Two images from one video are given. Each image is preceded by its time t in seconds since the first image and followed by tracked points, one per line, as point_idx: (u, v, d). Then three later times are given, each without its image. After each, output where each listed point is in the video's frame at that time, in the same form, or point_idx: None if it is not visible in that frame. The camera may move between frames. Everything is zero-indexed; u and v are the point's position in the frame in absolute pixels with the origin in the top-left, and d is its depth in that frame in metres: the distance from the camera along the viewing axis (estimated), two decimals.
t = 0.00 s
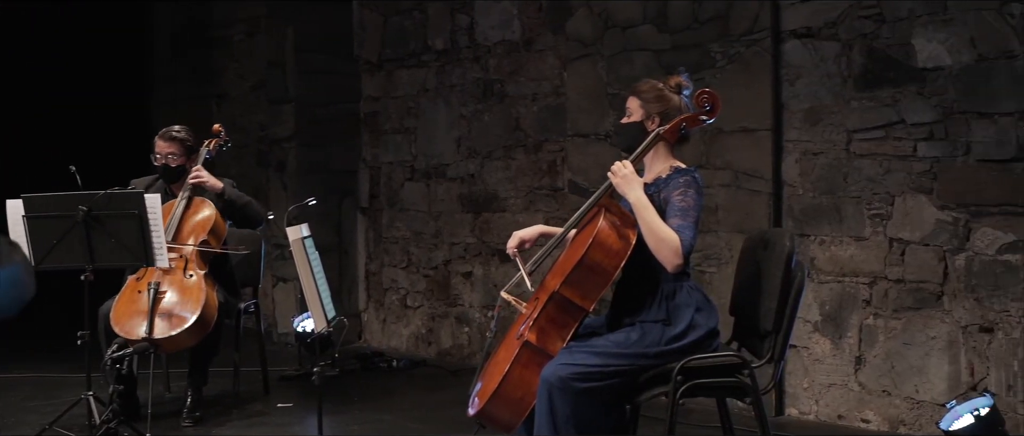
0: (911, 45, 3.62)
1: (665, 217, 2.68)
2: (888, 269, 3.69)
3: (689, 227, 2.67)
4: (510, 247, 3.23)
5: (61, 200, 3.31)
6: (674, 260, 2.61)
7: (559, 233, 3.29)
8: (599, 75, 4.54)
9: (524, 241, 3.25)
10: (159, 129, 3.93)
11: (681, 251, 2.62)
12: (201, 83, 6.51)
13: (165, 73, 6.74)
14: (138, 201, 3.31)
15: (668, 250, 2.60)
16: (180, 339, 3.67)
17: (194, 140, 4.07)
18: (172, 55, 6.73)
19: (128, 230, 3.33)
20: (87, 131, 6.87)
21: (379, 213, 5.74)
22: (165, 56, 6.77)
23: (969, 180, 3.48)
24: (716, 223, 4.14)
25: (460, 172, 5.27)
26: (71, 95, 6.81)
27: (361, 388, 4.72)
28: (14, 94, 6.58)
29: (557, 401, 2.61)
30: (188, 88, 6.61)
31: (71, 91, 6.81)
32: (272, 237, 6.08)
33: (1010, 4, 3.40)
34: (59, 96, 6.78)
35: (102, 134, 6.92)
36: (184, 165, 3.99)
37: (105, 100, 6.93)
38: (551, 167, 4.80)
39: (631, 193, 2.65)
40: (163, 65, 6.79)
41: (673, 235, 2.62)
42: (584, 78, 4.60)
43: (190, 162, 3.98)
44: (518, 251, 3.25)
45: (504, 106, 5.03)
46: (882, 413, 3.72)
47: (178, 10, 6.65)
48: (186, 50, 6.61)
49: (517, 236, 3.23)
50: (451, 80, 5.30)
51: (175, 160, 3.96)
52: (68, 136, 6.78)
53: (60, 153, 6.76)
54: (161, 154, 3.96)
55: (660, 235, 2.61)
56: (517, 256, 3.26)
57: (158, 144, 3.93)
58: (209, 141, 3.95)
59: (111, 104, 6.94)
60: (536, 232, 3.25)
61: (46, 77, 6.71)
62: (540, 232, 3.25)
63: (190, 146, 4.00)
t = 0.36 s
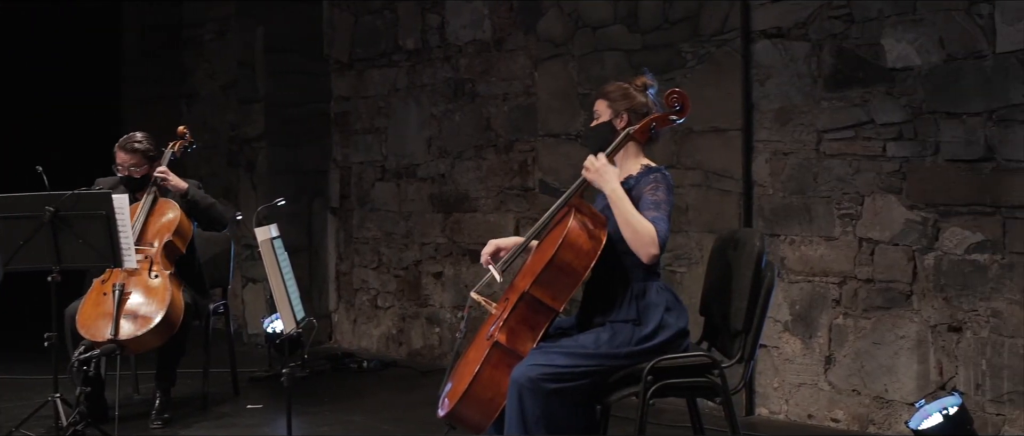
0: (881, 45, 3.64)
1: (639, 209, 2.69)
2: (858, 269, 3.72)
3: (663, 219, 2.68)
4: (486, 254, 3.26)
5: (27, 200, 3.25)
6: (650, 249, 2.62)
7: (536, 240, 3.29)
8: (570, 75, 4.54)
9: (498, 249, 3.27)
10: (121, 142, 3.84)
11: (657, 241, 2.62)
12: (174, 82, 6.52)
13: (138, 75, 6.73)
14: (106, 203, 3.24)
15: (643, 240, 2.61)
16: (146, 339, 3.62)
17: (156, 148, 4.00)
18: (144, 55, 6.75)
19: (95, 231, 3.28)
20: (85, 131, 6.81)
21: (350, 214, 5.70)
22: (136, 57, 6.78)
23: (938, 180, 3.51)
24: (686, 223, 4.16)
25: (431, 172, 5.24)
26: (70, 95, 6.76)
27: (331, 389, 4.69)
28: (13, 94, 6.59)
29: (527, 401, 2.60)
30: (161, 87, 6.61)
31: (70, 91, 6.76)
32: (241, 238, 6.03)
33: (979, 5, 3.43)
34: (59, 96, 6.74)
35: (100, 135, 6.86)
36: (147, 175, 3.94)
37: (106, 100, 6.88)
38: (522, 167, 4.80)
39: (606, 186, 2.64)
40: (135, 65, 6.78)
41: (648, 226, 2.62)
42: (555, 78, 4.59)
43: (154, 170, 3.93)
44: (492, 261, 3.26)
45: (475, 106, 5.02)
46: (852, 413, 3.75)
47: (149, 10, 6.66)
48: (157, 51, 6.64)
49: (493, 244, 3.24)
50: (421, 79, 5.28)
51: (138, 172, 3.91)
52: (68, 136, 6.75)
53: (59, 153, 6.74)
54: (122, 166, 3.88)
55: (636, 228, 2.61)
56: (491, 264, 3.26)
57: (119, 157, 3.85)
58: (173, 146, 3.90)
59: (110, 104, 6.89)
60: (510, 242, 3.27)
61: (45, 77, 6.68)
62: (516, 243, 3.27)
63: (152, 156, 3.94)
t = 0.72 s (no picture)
0: (850, 46, 3.68)
1: (608, 208, 2.69)
2: (827, 268, 3.75)
3: (632, 218, 2.68)
4: (451, 247, 3.22)
5: None
6: (617, 249, 2.62)
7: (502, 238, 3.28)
8: (540, 75, 4.54)
9: (464, 243, 3.24)
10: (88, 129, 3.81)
11: (625, 240, 2.62)
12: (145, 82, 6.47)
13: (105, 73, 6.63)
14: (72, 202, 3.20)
15: (610, 240, 2.61)
16: (113, 341, 3.57)
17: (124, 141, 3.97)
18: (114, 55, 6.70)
19: (62, 231, 3.23)
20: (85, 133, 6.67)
21: (320, 215, 5.66)
22: (107, 56, 6.72)
23: (907, 180, 3.54)
24: (656, 223, 4.17)
25: (401, 172, 5.22)
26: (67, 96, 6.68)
27: (301, 390, 4.65)
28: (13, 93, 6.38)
29: (496, 402, 2.59)
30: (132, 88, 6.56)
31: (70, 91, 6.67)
32: (210, 238, 5.97)
33: (947, 5, 3.47)
34: (58, 96, 6.63)
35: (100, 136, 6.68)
36: (113, 165, 3.86)
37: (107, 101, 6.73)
38: (492, 168, 4.79)
39: (579, 183, 2.65)
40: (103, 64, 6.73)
41: (616, 225, 2.62)
42: (526, 78, 4.59)
43: (121, 161, 3.87)
44: (457, 253, 3.24)
45: (445, 106, 5.00)
46: (821, 413, 3.78)
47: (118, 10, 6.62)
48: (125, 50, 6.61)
49: (459, 238, 3.21)
50: (392, 79, 5.25)
51: (105, 159, 3.84)
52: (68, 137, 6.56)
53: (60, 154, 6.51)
54: (89, 154, 3.83)
55: (603, 229, 2.61)
56: (456, 258, 3.24)
57: (86, 144, 3.81)
58: (139, 143, 3.84)
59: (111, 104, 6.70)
60: (476, 237, 3.24)
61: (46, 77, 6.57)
62: (481, 238, 3.25)
63: (119, 145, 3.89)
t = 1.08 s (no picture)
0: (820, 46, 3.71)
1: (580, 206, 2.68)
2: (797, 268, 3.78)
3: (603, 217, 2.68)
4: (421, 243, 3.20)
5: None
6: (590, 247, 2.61)
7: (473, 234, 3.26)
8: (511, 75, 4.53)
9: (435, 239, 3.22)
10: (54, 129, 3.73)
11: (596, 240, 2.62)
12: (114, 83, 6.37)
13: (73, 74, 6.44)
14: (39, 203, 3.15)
15: (584, 238, 2.61)
16: (80, 343, 3.52)
17: (91, 139, 3.90)
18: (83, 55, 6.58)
19: (28, 232, 3.17)
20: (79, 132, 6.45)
21: (290, 215, 5.62)
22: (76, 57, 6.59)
23: (877, 180, 3.57)
24: (627, 223, 4.18)
25: (372, 172, 5.19)
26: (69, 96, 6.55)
27: (271, 392, 4.61)
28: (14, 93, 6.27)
29: (466, 403, 2.58)
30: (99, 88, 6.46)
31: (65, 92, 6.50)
32: (179, 239, 5.90)
33: (916, 6, 3.50)
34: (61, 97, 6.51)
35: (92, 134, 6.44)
36: (80, 165, 3.81)
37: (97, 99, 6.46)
38: (463, 168, 4.77)
39: (550, 183, 2.64)
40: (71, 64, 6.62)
41: (589, 222, 2.62)
42: (497, 78, 4.58)
43: (88, 162, 3.81)
44: (428, 250, 3.22)
45: (416, 106, 4.98)
46: (792, 413, 3.80)
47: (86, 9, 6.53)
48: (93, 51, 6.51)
49: (429, 234, 3.19)
50: (362, 79, 5.22)
51: (72, 158, 3.78)
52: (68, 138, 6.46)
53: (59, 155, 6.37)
54: (55, 153, 3.77)
55: (575, 229, 2.60)
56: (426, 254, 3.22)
57: (52, 144, 3.74)
58: (106, 144, 3.78)
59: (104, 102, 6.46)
60: (447, 233, 3.23)
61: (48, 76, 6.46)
62: (451, 234, 3.23)
63: (85, 144, 3.82)
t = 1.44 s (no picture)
0: (790, 46, 3.73)
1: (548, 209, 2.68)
2: (767, 268, 3.80)
3: (573, 219, 2.67)
4: (394, 239, 3.18)
5: None
6: (559, 249, 2.61)
7: (445, 231, 3.24)
8: (482, 75, 4.52)
9: (408, 235, 3.20)
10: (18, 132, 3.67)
11: (566, 242, 2.62)
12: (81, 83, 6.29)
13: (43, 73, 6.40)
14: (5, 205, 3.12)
15: (552, 241, 2.60)
16: (48, 345, 3.48)
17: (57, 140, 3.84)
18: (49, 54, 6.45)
19: None
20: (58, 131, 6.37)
21: (260, 216, 5.59)
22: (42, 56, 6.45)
23: (848, 180, 3.60)
24: (598, 223, 4.19)
25: (342, 172, 5.16)
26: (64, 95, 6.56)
27: (240, 394, 4.57)
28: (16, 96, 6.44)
29: (436, 404, 2.57)
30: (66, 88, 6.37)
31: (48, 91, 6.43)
32: (147, 239, 5.84)
33: (885, 6, 3.53)
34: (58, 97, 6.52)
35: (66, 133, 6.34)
36: (48, 167, 3.76)
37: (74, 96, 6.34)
38: (434, 168, 4.75)
39: (520, 184, 2.63)
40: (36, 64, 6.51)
41: (557, 225, 2.61)
42: (468, 78, 4.57)
43: (56, 164, 3.75)
44: (400, 246, 3.20)
45: (386, 106, 4.96)
46: (762, 412, 3.83)
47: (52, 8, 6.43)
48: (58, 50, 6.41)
49: (401, 230, 3.17)
50: (331, 79, 5.19)
51: (39, 162, 3.73)
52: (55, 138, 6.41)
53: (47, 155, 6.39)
54: (21, 157, 3.71)
55: (544, 230, 2.60)
56: (399, 250, 3.20)
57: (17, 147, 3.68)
58: (73, 145, 3.72)
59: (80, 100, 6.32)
60: (420, 228, 3.20)
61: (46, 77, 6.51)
62: (423, 230, 3.21)
63: (52, 146, 3.77)
